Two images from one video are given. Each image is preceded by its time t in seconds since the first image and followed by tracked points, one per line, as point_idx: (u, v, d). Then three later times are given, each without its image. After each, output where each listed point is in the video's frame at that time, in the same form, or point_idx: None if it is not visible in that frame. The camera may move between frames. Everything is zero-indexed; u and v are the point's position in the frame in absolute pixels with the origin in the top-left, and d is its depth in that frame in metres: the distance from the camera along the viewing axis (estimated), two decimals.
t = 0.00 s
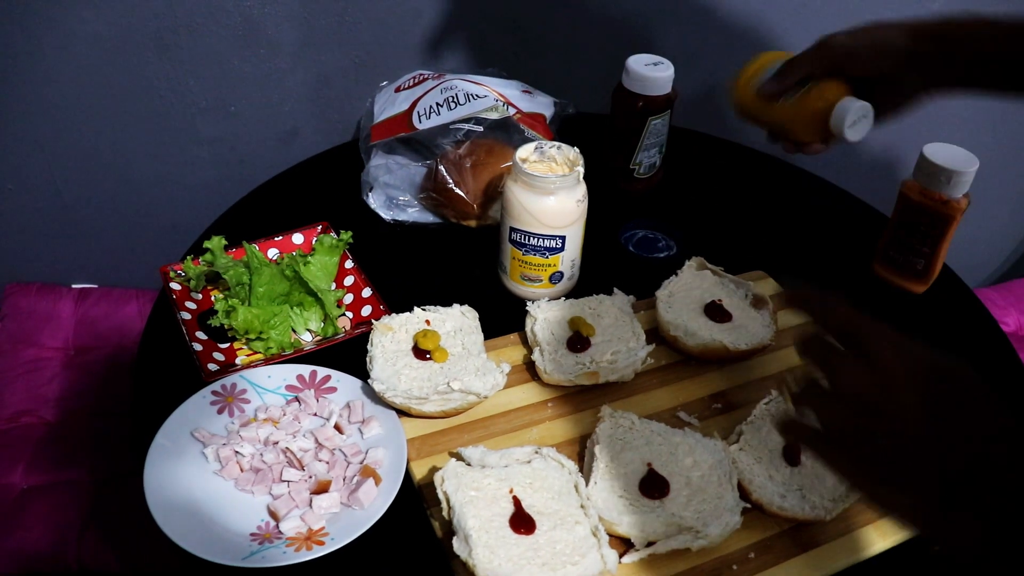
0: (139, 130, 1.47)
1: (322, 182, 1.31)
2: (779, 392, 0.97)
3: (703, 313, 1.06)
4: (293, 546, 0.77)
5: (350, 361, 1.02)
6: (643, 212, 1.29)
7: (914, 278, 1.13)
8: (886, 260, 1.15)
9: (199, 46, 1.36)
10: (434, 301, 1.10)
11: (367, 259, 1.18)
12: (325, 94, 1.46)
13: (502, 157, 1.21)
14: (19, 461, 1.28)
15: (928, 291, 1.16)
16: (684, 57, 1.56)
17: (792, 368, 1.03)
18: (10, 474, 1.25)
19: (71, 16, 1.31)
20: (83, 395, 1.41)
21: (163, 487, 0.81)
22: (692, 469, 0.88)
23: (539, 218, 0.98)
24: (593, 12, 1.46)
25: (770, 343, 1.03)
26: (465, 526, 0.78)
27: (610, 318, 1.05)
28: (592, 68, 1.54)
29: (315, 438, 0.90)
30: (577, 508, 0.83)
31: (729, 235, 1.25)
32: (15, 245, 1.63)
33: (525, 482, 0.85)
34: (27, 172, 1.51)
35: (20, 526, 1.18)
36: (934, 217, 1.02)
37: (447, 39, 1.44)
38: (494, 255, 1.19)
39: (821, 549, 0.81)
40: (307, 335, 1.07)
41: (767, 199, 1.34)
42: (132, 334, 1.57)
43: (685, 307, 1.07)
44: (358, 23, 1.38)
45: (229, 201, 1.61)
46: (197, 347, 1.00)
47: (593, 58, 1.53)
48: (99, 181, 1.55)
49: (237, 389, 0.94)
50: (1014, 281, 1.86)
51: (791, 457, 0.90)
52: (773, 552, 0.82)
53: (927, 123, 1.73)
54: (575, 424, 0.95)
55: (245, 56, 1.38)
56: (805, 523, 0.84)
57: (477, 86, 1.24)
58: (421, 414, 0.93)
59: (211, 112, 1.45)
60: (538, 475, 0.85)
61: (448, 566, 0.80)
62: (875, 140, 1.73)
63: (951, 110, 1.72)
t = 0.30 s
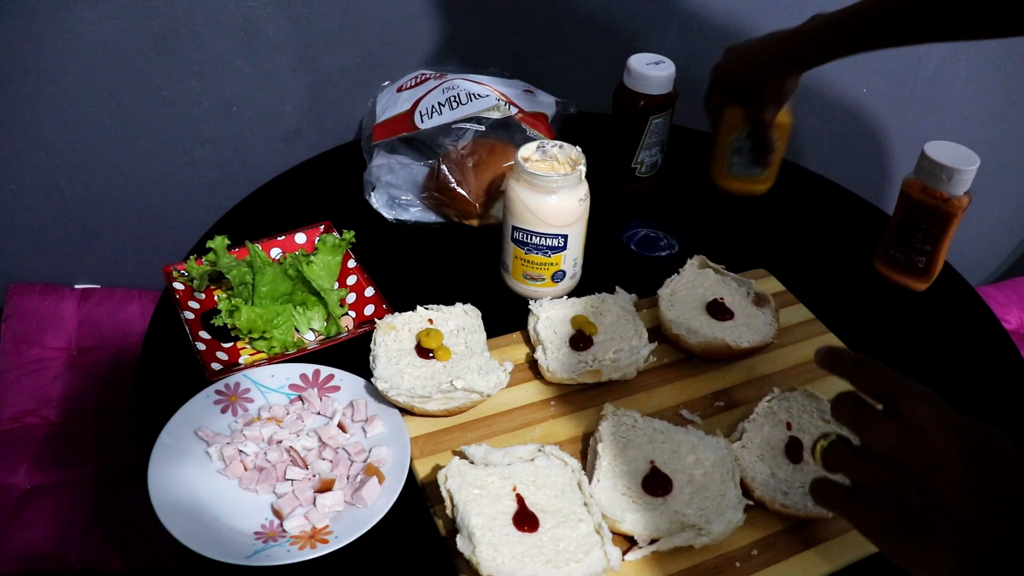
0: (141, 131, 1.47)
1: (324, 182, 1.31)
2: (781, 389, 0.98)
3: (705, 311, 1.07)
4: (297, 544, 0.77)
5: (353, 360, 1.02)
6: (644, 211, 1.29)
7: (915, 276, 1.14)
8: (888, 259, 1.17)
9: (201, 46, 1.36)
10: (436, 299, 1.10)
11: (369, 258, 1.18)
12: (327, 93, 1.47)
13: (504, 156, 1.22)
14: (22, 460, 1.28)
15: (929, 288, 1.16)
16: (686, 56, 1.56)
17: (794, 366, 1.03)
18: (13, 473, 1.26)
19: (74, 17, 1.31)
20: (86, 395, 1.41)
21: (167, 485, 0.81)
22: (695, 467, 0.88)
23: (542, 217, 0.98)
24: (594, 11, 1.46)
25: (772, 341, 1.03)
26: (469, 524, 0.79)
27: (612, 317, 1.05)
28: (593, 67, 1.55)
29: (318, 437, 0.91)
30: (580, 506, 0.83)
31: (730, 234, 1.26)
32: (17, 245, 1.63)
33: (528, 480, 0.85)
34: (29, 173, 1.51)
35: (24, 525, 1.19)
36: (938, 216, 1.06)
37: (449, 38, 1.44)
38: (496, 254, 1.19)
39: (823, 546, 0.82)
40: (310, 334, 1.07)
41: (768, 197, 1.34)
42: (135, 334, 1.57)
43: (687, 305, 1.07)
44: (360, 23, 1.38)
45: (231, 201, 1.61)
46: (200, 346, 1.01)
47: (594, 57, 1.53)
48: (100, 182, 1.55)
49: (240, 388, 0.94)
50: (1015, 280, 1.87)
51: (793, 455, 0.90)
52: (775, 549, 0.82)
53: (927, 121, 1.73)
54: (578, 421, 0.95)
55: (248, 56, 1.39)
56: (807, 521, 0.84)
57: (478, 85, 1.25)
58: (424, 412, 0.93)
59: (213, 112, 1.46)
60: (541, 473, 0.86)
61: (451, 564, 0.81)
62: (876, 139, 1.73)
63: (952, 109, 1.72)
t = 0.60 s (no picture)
0: (142, 129, 1.47)
1: (325, 181, 1.31)
2: (781, 391, 0.97)
3: (706, 313, 1.07)
4: (297, 544, 0.77)
5: (353, 359, 1.02)
6: (646, 211, 1.29)
7: (916, 278, 1.13)
8: (890, 261, 1.16)
9: (203, 45, 1.36)
10: (437, 299, 1.10)
11: (370, 258, 1.18)
12: (328, 93, 1.46)
13: (506, 156, 1.22)
14: (23, 459, 1.28)
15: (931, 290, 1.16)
16: (688, 56, 1.56)
17: (794, 367, 1.03)
18: (13, 472, 1.26)
19: (75, 15, 1.31)
20: (86, 394, 1.41)
21: (167, 484, 0.81)
22: (695, 468, 0.88)
23: (543, 218, 0.98)
24: (596, 11, 1.46)
25: (773, 342, 1.03)
26: (469, 524, 0.79)
27: (613, 318, 1.05)
28: (594, 67, 1.55)
29: (318, 437, 0.91)
30: (580, 507, 0.83)
31: (732, 235, 1.25)
32: (18, 243, 1.63)
33: (529, 480, 0.85)
34: (30, 171, 1.51)
35: (24, 524, 1.19)
36: (938, 218, 1.06)
37: (451, 38, 1.44)
38: (497, 254, 1.19)
39: (823, 548, 0.82)
40: (310, 334, 1.07)
41: (769, 198, 1.34)
42: (135, 333, 1.57)
43: (688, 306, 1.07)
44: (361, 23, 1.38)
45: (231, 200, 1.61)
46: (200, 345, 1.01)
47: (596, 57, 1.53)
48: (101, 180, 1.55)
49: (240, 387, 0.94)
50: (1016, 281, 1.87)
51: (794, 456, 0.90)
52: (776, 550, 0.82)
53: (929, 123, 1.73)
54: (578, 422, 0.95)
55: (249, 55, 1.39)
56: (807, 522, 0.84)
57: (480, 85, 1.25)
58: (424, 412, 0.93)
59: (214, 111, 1.46)
60: (541, 474, 0.86)
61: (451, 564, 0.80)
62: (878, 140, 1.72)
63: (953, 110, 1.72)
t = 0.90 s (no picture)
0: (142, 129, 1.47)
1: (325, 181, 1.31)
2: (783, 392, 0.97)
3: (707, 313, 1.06)
4: (297, 545, 0.77)
5: (353, 360, 1.02)
6: (646, 212, 1.29)
7: (916, 278, 1.15)
8: (891, 261, 1.17)
9: (203, 44, 1.36)
10: (437, 300, 1.10)
11: (371, 258, 1.18)
12: (328, 92, 1.46)
13: (506, 156, 1.21)
14: (22, 459, 1.28)
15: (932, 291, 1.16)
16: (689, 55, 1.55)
17: (796, 368, 1.03)
18: (12, 472, 1.26)
19: (76, 15, 1.31)
20: (86, 394, 1.41)
21: (166, 485, 0.81)
22: (697, 469, 0.88)
23: (544, 218, 0.98)
24: (596, 10, 1.46)
25: (774, 343, 1.03)
26: (469, 525, 0.78)
27: (614, 318, 1.05)
28: (594, 67, 1.54)
29: (318, 438, 0.91)
30: (580, 508, 0.83)
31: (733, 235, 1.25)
32: (17, 244, 1.63)
33: (529, 482, 0.85)
34: (30, 171, 1.51)
35: (23, 524, 1.19)
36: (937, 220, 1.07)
37: (451, 38, 1.44)
38: (497, 254, 1.19)
39: (824, 549, 0.81)
40: (310, 334, 1.07)
41: (770, 198, 1.34)
42: (135, 333, 1.55)
43: (689, 307, 1.07)
44: (361, 22, 1.38)
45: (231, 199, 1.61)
46: (200, 346, 1.00)
47: (596, 56, 1.53)
48: (101, 180, 1.55)
49: (240, 388, 0.94)
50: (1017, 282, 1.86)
51: (795, 456, 0.90)
52: (777, 551, 0.81)
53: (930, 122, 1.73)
54: (578, 423, 0.95)
55: (249, 55, 1.38)
56: (809, 524, 0.83)
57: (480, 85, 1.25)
58: (425, 413, 0.92)
59: (214, 110, 1.46)
60: (541, 475, 0.85)
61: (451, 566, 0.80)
62: (881, 139, 1.70)
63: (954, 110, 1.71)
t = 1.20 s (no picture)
0: (142, 128, 1.47)
1: (325, 178, 1.30)
2: (784, 388, 0.97)
3: (707, 309, 1.06)
4: (296, 543, 0.77)
5: (352, 357, 1.01)
6: (646, 208, 1.28)
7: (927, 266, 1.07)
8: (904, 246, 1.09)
9: (202, 42, 1.36)
10: (436, 297, 1.10)
11: (370, 255, 1.17)
12: (328, 89, 1.46)
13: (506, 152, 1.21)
14: (23, 457, 1.28)
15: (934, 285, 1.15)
16: (689, 51, 1.55)
17: (797, 363, 1.02)
18: (13, 470, 1.26)
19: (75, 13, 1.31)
20: (87, 393, 1.41)
21: (165, 484, 0.80)
22: (698, 465, 0.87)
23: (544, 214, 0.98)
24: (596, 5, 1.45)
25: (774, 339, 1.03)
26: (469, 522, 0.78)
27: (614, 314, 1.04)
28: (594, 62, 1.54)
29: (317, 435, 0.90)
30: (581, 505, 0.83)
31: (733, 230, 1.25)
32: (17, 243, 1.63)
33: (529, 478, 0.85)
34: (29, 169, 1.51)
35: (24, 522, 1.19)
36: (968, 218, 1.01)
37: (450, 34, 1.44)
38: (497, 250, 1.19)
39: (826, 545, 0.81)
40: (309, 331, 1.06)
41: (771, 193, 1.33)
42: (135, 331, 1.56)
43: (689, 302, 1.07)
44: (361, 19, 1.37)
45: (231, 197, 1.61)
46: (199, 343, 1.00)
47: (596, 52, 1.52)
48: (101, 179, 1.55)
49: (239, 385, 0.94)
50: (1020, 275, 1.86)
51: (796, 452, 0.89)
52: (778, 547, 0.81)
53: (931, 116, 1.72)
54: (579, 419, 0.94)
55: (248, 53, 1.38)
56: (811, 519, 0.83)
57: (479, 81, 1.26)
58: (424, 410, 0.92)
59: (214, 108, 1.45)
60: (542, 472, 0.85)
61: (450, 563, 0.80)
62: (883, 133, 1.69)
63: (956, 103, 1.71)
